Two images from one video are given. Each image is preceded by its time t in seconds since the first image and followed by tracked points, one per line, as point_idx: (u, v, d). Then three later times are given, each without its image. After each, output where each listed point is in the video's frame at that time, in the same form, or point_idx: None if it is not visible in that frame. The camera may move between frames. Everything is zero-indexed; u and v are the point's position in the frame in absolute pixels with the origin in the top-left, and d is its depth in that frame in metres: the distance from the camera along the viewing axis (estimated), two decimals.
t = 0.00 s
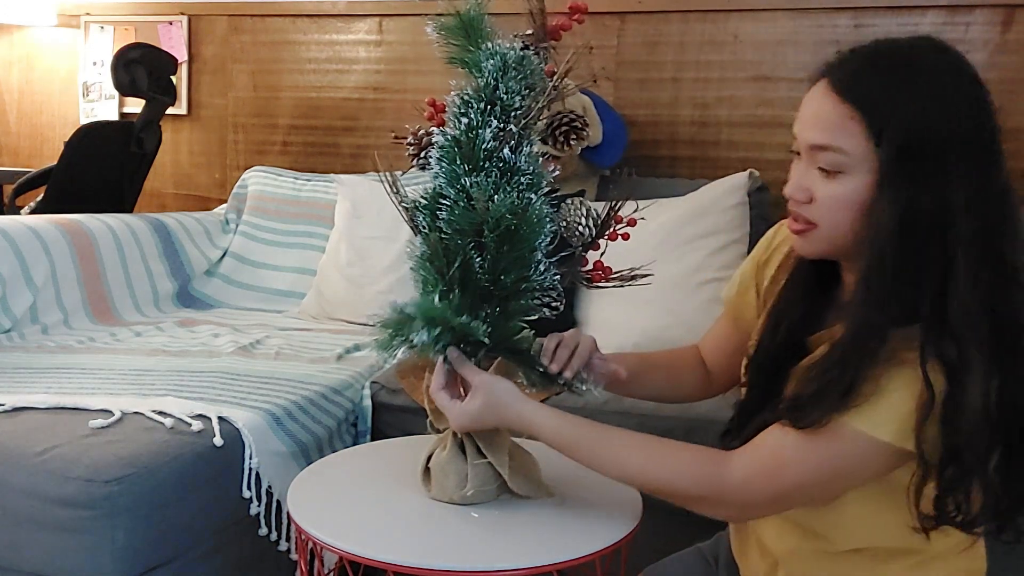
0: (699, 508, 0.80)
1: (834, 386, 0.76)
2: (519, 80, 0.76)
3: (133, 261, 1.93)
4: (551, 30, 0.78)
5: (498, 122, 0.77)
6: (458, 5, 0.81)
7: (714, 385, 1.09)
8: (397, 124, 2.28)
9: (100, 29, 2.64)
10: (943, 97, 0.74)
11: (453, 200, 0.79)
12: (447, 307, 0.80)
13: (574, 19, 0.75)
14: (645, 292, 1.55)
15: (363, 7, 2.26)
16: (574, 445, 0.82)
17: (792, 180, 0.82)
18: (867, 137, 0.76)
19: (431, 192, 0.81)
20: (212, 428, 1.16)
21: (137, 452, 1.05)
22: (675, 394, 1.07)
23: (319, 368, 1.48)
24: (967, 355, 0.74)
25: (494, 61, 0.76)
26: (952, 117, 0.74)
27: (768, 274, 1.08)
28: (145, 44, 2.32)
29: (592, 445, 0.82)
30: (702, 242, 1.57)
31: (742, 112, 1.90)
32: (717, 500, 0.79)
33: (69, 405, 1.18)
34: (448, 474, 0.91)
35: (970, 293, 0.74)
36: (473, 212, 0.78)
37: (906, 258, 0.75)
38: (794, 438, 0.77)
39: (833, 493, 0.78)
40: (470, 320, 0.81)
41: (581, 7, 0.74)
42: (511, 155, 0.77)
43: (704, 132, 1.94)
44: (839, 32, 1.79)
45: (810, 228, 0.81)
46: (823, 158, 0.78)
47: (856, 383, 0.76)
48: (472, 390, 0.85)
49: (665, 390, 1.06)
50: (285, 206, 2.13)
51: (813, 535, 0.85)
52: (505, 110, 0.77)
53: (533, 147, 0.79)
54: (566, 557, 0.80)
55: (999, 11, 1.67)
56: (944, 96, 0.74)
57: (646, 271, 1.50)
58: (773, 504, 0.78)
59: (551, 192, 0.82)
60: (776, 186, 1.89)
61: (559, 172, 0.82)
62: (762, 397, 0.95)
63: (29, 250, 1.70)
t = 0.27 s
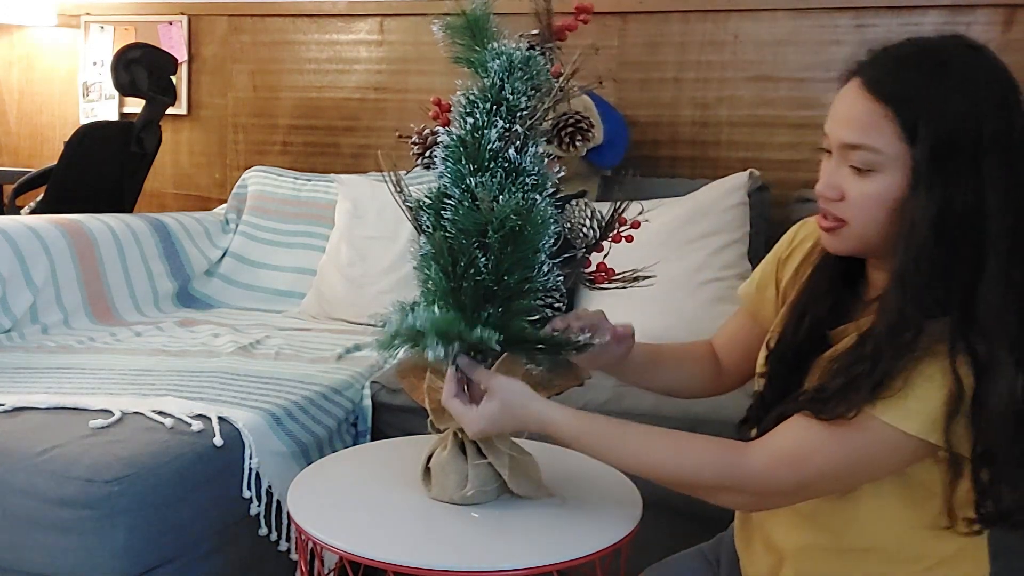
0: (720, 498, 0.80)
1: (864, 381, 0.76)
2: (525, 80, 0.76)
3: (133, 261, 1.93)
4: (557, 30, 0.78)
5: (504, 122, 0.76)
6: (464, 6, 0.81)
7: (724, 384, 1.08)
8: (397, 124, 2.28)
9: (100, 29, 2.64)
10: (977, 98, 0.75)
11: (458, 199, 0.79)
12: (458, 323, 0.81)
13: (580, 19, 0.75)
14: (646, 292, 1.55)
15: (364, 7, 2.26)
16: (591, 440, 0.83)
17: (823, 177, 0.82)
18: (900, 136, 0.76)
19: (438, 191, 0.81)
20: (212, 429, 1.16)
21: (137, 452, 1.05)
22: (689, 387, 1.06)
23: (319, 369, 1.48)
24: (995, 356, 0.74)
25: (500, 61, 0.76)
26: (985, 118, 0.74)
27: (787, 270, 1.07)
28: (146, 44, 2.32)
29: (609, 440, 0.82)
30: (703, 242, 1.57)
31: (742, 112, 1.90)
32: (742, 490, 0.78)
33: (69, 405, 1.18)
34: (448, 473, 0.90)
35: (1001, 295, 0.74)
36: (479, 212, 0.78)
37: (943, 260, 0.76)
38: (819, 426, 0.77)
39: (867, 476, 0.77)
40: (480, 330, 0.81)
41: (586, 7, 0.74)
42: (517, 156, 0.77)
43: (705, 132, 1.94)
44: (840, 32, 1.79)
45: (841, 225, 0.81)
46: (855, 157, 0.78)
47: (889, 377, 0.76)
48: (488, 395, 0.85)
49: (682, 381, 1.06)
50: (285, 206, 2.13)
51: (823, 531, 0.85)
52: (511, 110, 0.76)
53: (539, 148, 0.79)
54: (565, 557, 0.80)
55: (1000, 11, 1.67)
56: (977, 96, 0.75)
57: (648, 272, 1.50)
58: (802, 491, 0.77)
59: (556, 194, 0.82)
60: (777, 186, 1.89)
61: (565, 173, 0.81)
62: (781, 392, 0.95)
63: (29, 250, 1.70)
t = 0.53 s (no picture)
0: (722, 487, 0.81)
1: (869, 374, 0.77)
2: (521, 80, 0.76)
3: (133, 261, 1.93)
4: (553, 28, 0.79)
5: (500, 122, 0.76)
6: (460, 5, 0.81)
7: (731, 387, 1.07)
8: (397, 124, 2.28)
9: (100, 29, 2.64)
10: (997, 100, 0.75)
11: (455, 200, 0.79)
12: (450, 360, 0.83)
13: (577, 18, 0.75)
14: (646, 292, 1.55)
15: (363, 7, 2.26)
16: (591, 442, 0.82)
17: (839, 174, 0.82)
18: (920, 135, 0.76)
19: (434, 191, 0.81)
20: (212, 429, 1.16)
21: (137, 452, 1.05)
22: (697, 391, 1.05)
23: (319, 369, 1.48)
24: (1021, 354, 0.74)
25: (496, 61, 0.76)
26: (1004, 119, 0.75)
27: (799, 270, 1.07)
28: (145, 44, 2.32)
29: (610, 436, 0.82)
30: (702, 242, 1.57)
31: (742, 112, 1.90)
32: (744, 479, 0.79)
33: (69, 405, 1.18)
34: (448, 472, 0.91)
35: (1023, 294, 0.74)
36: (477, 212, 0.78)
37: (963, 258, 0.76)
38: (822, 417, 0.77)
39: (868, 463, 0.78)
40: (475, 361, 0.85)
41: (582, 5, 0.74)
42: (513, 156, 0.77)
43: (705, 132, 1.94)
44: (839, 32, 1.79)
45: (857, 223, 0.81)
46: (874, 155, 0.78)
47: (895, 369, 0.76)
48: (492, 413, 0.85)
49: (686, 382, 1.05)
50: (285, 206, 2.13)
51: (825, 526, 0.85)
52: (507, 110, 0.76)
53: (536, 147, 0.79)
54: (565, 557, 0.80)
55: (999, 11, 1.67)
56: (997, 99, 0.75)
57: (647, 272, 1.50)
58: (802, 479, 0.78)
59: (554, 194, 0.82)
60: (776, 185, 1.89)
61: (562, 172, 0.81)
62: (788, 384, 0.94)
63: (29, 250, 1.70)
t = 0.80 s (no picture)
0: (723, 483, 0.81)
1: (870, 371, 0.77)
2: (522, 80, 0.76)
3: (133, 261, 1.93)
4: (555, 30, 0.78)
5: (501, 122, 0.76)
6: (462, 6, 0.81)
7: (732, 387, 1.07)
8: (397, 124, 2.28)
9: (100, 29, 2.64)
10: (1004, 100, 0.75)
11: (456, 200, 0.79)
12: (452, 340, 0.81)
13: (578, 20, 0.74)
14: (645, 292, 1.55)
15: (363, 7, 2.26)
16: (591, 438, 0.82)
17: (841, 171, 0.82)
18: (926, 133, 0.76)
19: (436, 191, 0.81)
20: (212, 428, 1.16)
21: (137, 452, 1.05)
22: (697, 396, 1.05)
23: (319, 369, 1.48)
24: None
25: (498, 62, 0.76)
26: (1010, 119, 0.75)
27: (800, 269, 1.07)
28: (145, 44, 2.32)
29: (609, 433, 0.82)
30: (702, 242, 1.57)
31: (742, 112, 1.90)
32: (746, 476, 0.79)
33: (69, 405, 1.18)
34: (447, 473, 0.91)
35: None
36: (477, 211, 0.78)
37: (969, 258, 0.77)
38: (823, 413, 0.77)
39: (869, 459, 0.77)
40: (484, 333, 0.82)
41: (584, 7, 0.74)
42: (514, 156, 0.77)
43: (705, 132, 1.94)
44: (839, 32, 1.79)
45: (858, 218, 0.81)
46: (879, 151, 0.78)
47: (897, 366, 0.76)
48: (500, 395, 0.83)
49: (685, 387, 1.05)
50: (285, 206, 2.13)
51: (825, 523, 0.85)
52: (508, 110, 0.76)
53: (537, 148, 0.79)
54: (565, 557, 0.80)
55: (998, 11, 1.67)
56: (1004, 99, 0.75)
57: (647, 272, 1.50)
58: (804, 475, 0.78)
59: (555, 194, 0.82)
60: (776, 185, 1.89)
61: (563, 173, 0.81)
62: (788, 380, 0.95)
63: (29, 250, 1.70)
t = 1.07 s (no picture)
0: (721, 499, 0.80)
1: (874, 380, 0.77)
2: (525, 80, 0.76)
3: (133, 261, 1.93)
4: (557, 30, 0.78)
5: (503, 122, 0.76)
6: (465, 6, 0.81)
7: (732, 389, 1.06)
8: (397, 124, 2.28)
9: (100, 29, 2.64)
10: (1004, 103, 0.75)
11: (457, 199, 0.79)
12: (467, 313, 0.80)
13: (580, 21, 0.74)
14: (645, 292, 1.55)
15: (363, 7, 2.26)
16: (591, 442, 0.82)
17: (836, 172, 0.82)
18: (922, 135, 0.76)
19: (437, 191, 0.81)
20: (212, 428, 1.16)
21: (137, 452, 1.05)
22: (698, 400, 1.06)
23: (319, 369, 1.48)
24: None
25: (500, 61, 0.76)
26: (1010, 122, 0.75)
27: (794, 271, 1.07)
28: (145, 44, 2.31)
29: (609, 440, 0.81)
30: (702, 242, 1.57)
31: (742, 112, 1.90)
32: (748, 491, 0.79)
33: (69, 405, 1.18)
34: (447, 473, 0.91)
35: None
36: (477, 213, 0.78)
37: (970, 263, 0.76)
38: (827, 428, 0.77)
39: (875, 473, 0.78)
40: (493, 319, 0.80)
41: (586, 8, 0.73)
42: (517, 156, 0.77)
43: (705, 132, 1.94)
44: (839, 32, 1.79)
45: (852, 220, 0.81)
46: (874, 153, 0.78)
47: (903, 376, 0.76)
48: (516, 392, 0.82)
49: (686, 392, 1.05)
50: (285, 206, 2.13)
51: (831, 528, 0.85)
52: (511, 110, 0.76)
53: (539, 148, 0.79)
54: (565, 557, 0.80)
55: (998, 11, 1.67)
56: (1004, 102, 0.75)
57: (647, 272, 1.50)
58: (805, 490, 0.78)
59: (556, 195, 0.82)
60: (776, 186, 1.89)
61: (564, 173, 0.81)
62: (787, 386, 0.94)
63: (29, 250, 1.70)
